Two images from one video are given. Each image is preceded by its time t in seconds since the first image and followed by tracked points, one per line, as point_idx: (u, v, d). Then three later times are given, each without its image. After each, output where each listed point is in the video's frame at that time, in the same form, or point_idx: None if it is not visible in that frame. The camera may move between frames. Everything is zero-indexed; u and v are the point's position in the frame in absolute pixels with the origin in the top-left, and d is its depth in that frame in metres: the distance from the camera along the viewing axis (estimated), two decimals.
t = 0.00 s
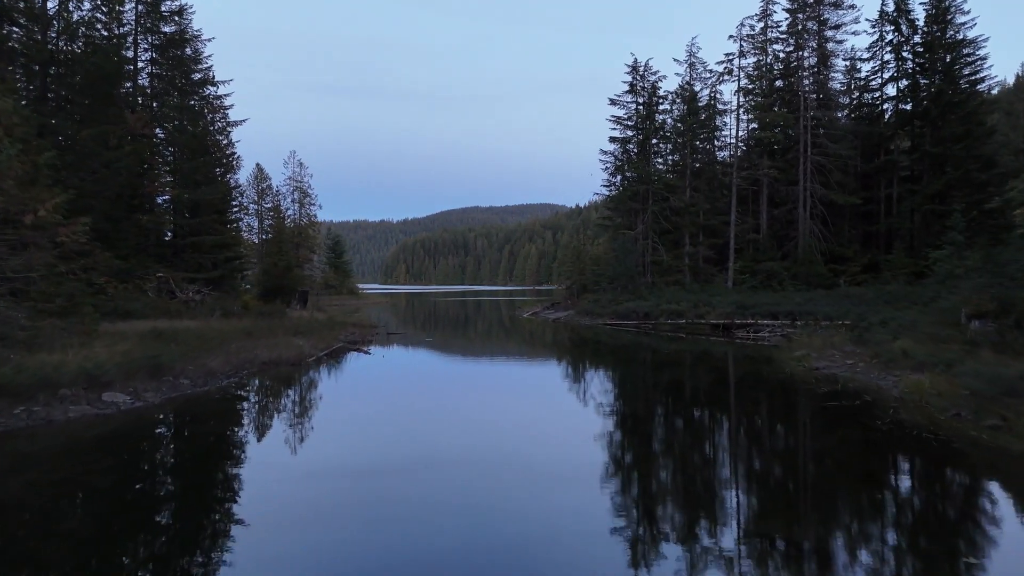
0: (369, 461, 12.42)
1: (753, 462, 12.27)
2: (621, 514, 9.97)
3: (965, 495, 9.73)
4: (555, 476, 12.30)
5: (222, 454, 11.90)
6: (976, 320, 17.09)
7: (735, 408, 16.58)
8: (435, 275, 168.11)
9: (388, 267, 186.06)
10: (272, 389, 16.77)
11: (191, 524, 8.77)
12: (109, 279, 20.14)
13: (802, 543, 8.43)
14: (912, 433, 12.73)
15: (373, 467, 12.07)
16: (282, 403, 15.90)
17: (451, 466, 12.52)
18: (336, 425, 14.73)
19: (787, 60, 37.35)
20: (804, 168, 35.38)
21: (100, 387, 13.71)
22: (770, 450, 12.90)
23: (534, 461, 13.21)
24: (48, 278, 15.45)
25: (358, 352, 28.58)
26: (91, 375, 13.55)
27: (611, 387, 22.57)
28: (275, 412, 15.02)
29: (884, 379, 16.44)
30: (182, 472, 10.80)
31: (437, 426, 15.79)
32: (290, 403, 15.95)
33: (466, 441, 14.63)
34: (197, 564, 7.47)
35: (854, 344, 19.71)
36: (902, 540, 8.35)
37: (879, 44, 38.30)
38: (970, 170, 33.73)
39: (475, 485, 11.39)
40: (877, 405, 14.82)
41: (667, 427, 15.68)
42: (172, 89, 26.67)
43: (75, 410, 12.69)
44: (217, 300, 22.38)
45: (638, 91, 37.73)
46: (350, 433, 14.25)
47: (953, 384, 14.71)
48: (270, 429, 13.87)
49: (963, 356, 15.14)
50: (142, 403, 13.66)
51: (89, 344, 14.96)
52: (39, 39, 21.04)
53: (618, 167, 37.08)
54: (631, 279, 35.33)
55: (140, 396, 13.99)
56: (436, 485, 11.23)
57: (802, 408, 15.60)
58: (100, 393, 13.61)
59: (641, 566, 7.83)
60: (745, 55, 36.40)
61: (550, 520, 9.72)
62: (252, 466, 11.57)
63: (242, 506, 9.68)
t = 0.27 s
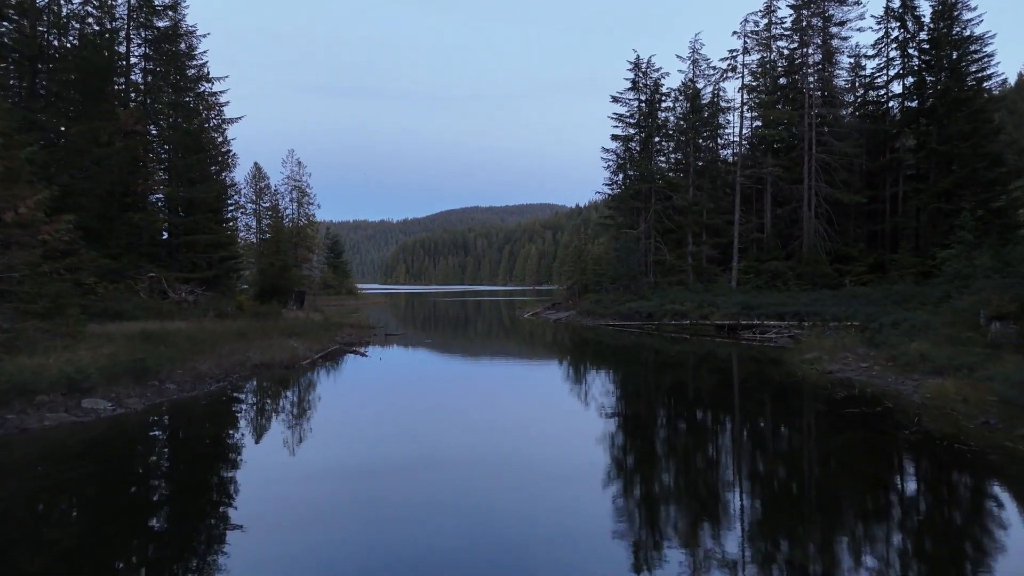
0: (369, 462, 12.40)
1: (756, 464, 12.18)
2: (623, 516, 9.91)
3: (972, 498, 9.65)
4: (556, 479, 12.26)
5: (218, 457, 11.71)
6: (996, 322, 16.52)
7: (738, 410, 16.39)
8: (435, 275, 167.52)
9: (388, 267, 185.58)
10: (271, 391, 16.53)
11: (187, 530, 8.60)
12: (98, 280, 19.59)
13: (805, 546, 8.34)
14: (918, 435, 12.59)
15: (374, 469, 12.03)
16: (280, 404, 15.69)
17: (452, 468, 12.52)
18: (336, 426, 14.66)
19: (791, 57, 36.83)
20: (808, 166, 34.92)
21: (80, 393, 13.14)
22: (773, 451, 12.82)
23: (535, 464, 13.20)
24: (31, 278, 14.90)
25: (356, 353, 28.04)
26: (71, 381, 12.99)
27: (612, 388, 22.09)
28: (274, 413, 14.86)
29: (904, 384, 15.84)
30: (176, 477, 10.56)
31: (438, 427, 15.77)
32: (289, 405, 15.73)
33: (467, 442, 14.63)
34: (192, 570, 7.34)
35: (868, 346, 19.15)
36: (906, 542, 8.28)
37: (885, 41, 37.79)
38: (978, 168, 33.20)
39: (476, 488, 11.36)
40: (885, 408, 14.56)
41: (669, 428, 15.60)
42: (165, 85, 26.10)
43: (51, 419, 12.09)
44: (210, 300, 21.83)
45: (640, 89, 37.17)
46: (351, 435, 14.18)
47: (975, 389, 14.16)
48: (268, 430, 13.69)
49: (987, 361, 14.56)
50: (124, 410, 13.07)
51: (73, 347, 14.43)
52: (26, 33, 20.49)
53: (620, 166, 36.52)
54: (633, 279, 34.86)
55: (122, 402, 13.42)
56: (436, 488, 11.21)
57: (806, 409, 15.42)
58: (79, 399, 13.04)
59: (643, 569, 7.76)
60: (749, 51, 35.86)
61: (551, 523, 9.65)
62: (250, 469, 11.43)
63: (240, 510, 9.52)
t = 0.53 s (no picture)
0: (370, 464, 12.42)
1: (759, 468, 12.15)
2: (626, 520, 9.90)
3: (977, 501, 9.68)
4: (557, 482, 12.28)
5: (215, 460, 11.54)
6: (1018, 323, 15.94)
7: (741, 413, 16.26)
8: (435, 275, 166.88)
9: (388, 267, 185.06)
10: (269, 392, 16.27)
11: (184, 535, 8.48)
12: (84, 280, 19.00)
13: (809, 552, 8.31)
14: (925, 440, 12.48)
15: (375, 470, 12.05)
16: (279, 405, 15.49)
17: (453, 470, 12.56)
18: (337, 426, 14.63)
19: (796, 54, 36.34)
20: (814, 165, 34.40)
21: (58, 400, 12.57)
22: (776, 455, 12.79)
23: (536, 467, 13.25)
24: (12, 279, 14.36)
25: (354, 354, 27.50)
26: (49, 386, 12.43)
27: (613, 390, 21.59)
28: (272, 414, 14.74)
29: (926, 390, 15.21)
30: (171, 481, 10.37)
31: (440, 429, 15.81)
32: (287, 405, 15.58)
33: (468, 444, 14.68)
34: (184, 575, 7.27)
35: (881, 349, 18.60)
36: (912, 546, 8.30)
37: (890, 38, 37.28)
38: (986, 166, 32.68)
39: (478, 492, 11.39)
40: (894, 413, 14.32)
41: (670, 430, 15.57)
42: (159, 81, 25.56)
43: (24, 427, 11.49)
44: (204, 301, 21.30)
45: (642, 86, 36.63)
46: (352, 436, 14.15)
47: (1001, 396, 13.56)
48: (267, 432, 13.54)
49: (1012, 366, 13.98)
50: (104, 418, 12.45)
51: (56, 350, 13.90)
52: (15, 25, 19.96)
53: (622, 164, 35.97)
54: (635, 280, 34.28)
55: (102, 409, 12.79)
56: (438, 491, 11.25)
57: (811, 413, 15.25)
58: (57, 407, 12.46)
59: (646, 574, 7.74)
60: (753, 48, 35.33)
61: (553, 528, 9.65)
62: (249, 471, 11.35)
63: (238, 514, 9.41)
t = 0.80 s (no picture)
0: (369, 463, 12.31)
1: (763, 468, 12.02)
2: (628, 521, 9.78)
3: (984, 505, 9.52)
4: (558, 481, 12.19)
5: (210, 463, 11.32)
6: None
7: (745, 413, 16.06)
8: (435, 275, 166.30)
9: (388, 267, 184.56)
10: (266, 393, 15.96)
11: (177, 540, 8.29)
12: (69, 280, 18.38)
13: (815, 554, 8.17)
14: (933, 443, 12.29)
15: (374, 470, 11.94)
16: (277, 406, 15.25)
17: (454, 469, 12.49)
18: (336, 426, 14.51)
19: (800, 51, 35.86)
20: (819, 164, 33.87)
21: (34, 407, 12.00)
22: (780, 456, 12.64)
23: (537, 465, 13.16)
24: None
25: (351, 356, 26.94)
26: (25, 392, 11.86)
27: (615, 392, 21.05)
28: (270, 415, 14.51)
29: (951, 396, 14.55)
30: (165, 487, 10.13)
31: (440, 427, 15.72)
32: (285, 406, 15.34)
33: (468, 442, 14.60)
34: None
35: (897, 352, 18.00)
36: (918, 551, 8.14)
37: (896, 35, 36.78)
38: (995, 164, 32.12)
39: (478, 490, 11.31)
40: (904, 415, 14.03)
41: (672, 430, 15.44)
42: (153, 76, 25.05)
43: None
44: (197, 301, 20.76)
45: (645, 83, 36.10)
46: (351, 436, 14.02)
47: None
48: (264, 433, 13.33)
49: None
50: (80, 426, 11.86)
51: (38, 353, 13.38)
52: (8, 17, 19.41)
53: (624, 162, 35.39)
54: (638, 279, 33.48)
55: (80, 417, 12.21)
56: (438, 490, 11.16)
57: (817, 415, 15.02)
58: (33, 414, 11.89)
59: None
60: (757, 44, 34.82)
61: (554, 528, 9.54)
62: (245, 472, 11.18)
63: (236, 518, 9.25)
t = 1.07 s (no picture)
0: (367, 463, 12.10)
1: (767, 470, 11.77)
2: (629, 524, 9.55)
3: (991, 508, 9.30)
4: (559, 482, 11.97)
5: (205, 465, 10.97)
6: None
7: (750, 415, 15.79)
8: (434, 275, 165.78)
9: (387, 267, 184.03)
10: (260, 395, 15.51)
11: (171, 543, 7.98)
12: (55, 279, 17.81)
13: (821, 559, 7.92)
14: (939, 446, 12.05)
15: (371, 469, 11.73)
16: (275, 407, 14.94)
17: (454, 468, 12.29)
18: (336, 426, 14.27)
19: (805, 48, 35.35)
20: (824, 162, 33.33)
21: (7, 413, 11.24)
22: (784, 458, 12.40)
23: (537, 466, 12.95)
24: None
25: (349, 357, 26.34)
26: None
27: (617, 394, 20.51)
28: (268, 416, 14.22)
29: (975, 401, 13.93)
30: (161, 489, 9.77)
31: (439, 427, 15.51)
32: (283, 407, 15.02)
33: (468, 442, 14.40)
34: None
35: (915, 354, 17.38)
36: (925, 554, 7.91)
37: (902, 31, 36.26)
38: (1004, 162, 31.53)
39: (477, 490, 11.10)
40: (911, 418, 13.73)
41: (675, 431, 15.17)
42: (145, 71, 24.50)
43: None
44: (188, 301, 20.18)
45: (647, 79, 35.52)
46: (348, 435, 13.77)
47: None
48: (262, 434, 13.06)
49: None
50: (55, 435, 11.11)
51: (17, 357, 12.78)
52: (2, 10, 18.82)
53: (626, 160, 34.81)
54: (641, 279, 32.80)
55: (54, 425, 11.45)
56: (436, 490, 10.94)
57: (822, 417, 14.74)
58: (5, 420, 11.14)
59: None
60: (761, 41, 34.27)
61: (553, 529, 9.33)
62: (241, 473, 10.88)
63: (232, 519, 8.98)
